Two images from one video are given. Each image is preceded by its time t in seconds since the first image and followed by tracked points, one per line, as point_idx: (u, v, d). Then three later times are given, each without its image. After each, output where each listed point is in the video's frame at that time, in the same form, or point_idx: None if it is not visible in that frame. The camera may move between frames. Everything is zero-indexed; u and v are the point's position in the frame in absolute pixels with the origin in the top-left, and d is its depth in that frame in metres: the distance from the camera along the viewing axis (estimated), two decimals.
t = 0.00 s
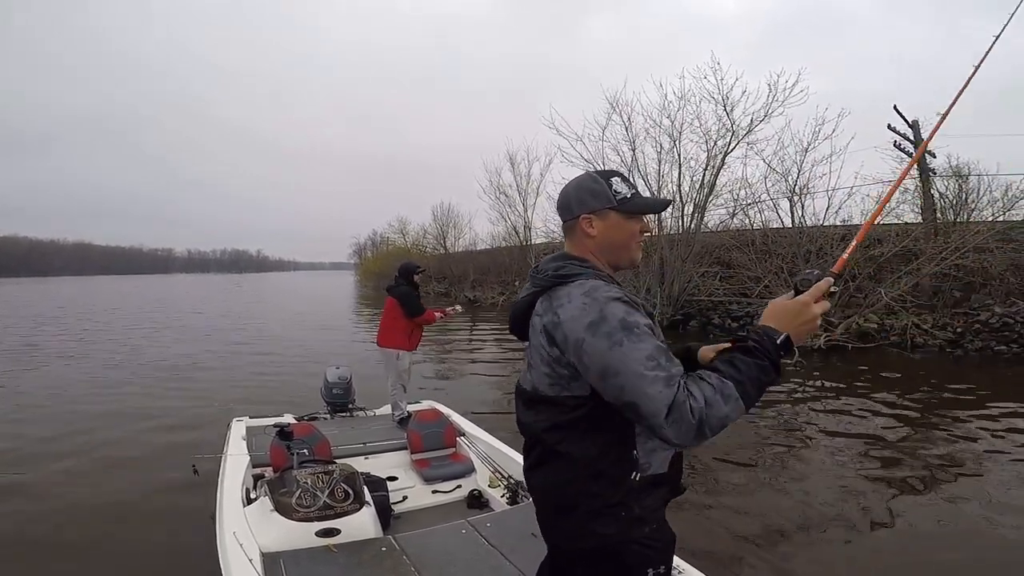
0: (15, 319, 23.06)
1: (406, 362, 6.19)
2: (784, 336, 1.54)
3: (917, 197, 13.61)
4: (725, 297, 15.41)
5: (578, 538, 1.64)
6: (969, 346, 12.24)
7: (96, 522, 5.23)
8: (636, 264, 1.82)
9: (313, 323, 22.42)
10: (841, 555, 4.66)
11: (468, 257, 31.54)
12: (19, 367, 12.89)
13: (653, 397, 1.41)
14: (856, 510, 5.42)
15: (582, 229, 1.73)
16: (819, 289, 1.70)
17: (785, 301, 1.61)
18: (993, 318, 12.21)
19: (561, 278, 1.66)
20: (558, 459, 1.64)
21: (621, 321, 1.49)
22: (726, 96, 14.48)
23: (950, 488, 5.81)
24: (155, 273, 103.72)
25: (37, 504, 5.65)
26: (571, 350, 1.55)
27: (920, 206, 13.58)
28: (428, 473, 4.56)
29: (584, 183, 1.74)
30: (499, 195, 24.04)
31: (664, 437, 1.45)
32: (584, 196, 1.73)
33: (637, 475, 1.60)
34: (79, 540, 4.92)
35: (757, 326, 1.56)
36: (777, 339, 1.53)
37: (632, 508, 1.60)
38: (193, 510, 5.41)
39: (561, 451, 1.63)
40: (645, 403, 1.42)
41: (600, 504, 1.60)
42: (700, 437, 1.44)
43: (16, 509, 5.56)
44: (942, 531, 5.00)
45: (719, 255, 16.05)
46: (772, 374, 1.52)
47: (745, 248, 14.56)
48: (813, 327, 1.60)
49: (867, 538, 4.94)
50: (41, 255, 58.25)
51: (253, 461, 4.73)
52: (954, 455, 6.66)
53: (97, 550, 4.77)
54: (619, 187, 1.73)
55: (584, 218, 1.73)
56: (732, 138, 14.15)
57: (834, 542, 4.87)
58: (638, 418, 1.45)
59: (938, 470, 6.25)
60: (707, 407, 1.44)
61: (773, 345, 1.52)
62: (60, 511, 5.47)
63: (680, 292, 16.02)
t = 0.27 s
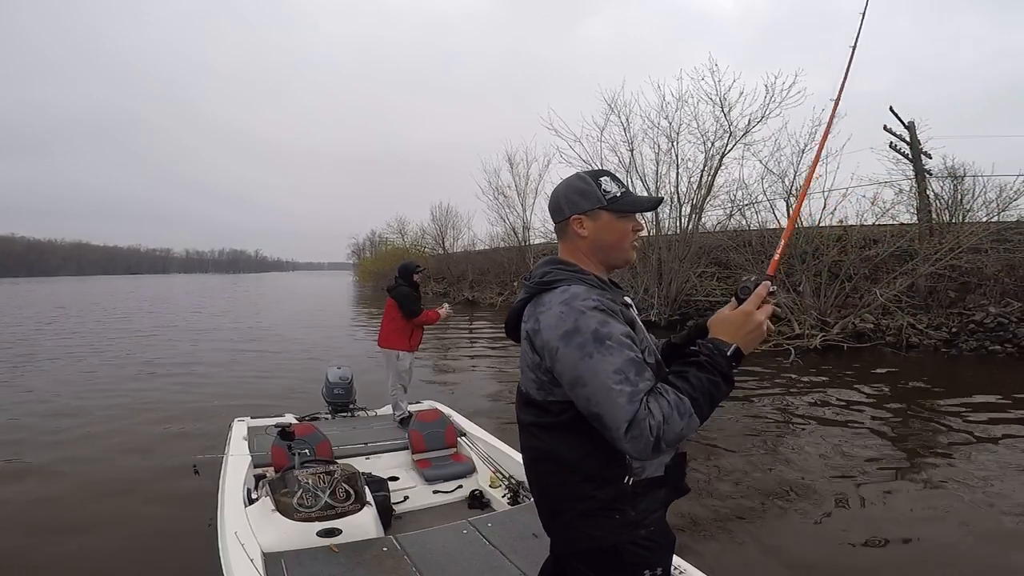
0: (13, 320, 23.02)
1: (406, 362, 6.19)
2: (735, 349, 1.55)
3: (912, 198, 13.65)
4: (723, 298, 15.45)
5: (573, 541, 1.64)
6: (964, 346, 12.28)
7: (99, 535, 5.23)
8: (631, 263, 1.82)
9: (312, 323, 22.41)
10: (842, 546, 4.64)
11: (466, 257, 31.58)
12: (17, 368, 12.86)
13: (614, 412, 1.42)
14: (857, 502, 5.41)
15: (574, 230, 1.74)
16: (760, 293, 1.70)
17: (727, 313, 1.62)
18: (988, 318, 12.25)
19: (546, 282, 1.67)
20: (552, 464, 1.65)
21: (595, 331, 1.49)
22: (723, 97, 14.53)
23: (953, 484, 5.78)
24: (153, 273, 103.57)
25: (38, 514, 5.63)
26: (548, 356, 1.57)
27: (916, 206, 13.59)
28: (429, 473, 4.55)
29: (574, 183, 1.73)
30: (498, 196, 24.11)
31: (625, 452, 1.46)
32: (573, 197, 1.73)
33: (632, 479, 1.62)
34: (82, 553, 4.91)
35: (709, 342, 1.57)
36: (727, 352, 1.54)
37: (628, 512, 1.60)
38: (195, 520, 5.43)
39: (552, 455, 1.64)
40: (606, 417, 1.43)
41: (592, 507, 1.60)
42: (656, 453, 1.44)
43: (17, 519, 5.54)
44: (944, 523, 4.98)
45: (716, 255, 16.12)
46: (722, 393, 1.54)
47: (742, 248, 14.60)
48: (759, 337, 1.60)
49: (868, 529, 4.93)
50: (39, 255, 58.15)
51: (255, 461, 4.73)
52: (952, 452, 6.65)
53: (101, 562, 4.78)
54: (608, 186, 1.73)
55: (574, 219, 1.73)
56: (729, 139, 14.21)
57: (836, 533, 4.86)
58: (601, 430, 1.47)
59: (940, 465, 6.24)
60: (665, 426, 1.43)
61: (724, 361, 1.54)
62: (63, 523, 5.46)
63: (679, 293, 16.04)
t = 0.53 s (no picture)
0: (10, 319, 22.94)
1: (407, 362, 6.20)
2: (726, 372, 1.55)
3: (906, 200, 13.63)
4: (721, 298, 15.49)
5: (573, 543, 1.64)
6: (957, 347, 12.33)
7: (97, 533, 5.21)
8: (630, 259, 1.81)
9: (310, 323, 22.39)
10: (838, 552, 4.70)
11: (465, 258, 31.59)
12: (15, 367, 12.82)
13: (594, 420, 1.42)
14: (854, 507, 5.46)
15: (571, 230, 1.75)
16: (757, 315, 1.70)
17: (721, 333, 1.62)
18: (981, 319, 12.33)
19: (544, 284, 1.66)
20: (549, 467, 1.65)
21: (585, 336, 1.48)
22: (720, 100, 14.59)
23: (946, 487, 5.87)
24: (150, 273, 103.36)
25: (37, 512, 5.61)
26: (540, 358, 1.58)
27: (911, 208, 13.65)
28: (430, 473, 4.55)
29: (568, 183, 1.74)
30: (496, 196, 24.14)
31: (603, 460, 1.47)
32: (568, 197, 1.74)
33: (630, 482, 1.59)
34: (79, 551, 4.89)
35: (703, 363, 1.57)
36: (718, 375, 1.54)
37: (627, 514, 1.59)
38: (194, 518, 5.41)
39: (548, 458, 1.65)
40: (586, 424, 1.44)
41: (591, 509, 1.60)
42: (632, 464, 1.45)
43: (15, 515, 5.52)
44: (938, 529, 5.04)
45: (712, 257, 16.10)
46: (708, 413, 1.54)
47: (739, 250, 14.64)
48: (749, 360, 1.61)
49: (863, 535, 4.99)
50: (36, 255, 58.02)
51: (255, 461, 4.72)
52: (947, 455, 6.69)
53: (100, 559, 4.76)
54: (603, 184, 1.73)
55: (571, 219, 1.74)
56: (727, 141, 14.24)
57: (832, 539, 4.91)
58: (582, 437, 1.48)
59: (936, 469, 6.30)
60: (644, 439, 1.43)
61: (713, 382, 1.54)
62: (61, 520, 5.44)
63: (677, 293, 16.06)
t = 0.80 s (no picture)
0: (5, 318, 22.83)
1: (407, 362, 6.20)
2: (724, 409, 1.55)
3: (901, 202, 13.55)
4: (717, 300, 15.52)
5: (573, 543, 1.64)
6: (950, 350, 12.38)
7: (97, 531, 5.19)
8: (634, 258, 1.82)
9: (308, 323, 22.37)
10: (839, 550, 4.67)
11: (463, 259, 31.58)
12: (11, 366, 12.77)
13: (580, 424, 1.43)
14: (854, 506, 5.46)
15: (577, 230, 1.74)
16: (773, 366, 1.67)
17: (736, 374, 1.60)
18: (975, 323, 12.43)
19: (549, 283, 1.66)
20: (546, 469, 1.66)
21: (582, 340, 1.48)
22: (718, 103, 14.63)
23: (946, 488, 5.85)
24: (148, 273, 103.19)
25: (36, 510, 5.59)
26: (537, 355, 1.59)
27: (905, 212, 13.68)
28: (431, 473, 4.55)
29: (573, 182, 1.74)
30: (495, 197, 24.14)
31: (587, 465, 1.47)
32: (574, 196, 1.73)
33: (629, 485, 1.56)
34: (79, 549, 4.87)
35: (707, 394, 1.56)
36: (717, 409, 1.54)
37: (625, 516, 1.59)
38: (194, 517, 5.40)
39: (543, 461, 1.67)
40: (571, 427, 1.46)
41: (591, 510, 1.60)
42: (612, 473, 1.45)
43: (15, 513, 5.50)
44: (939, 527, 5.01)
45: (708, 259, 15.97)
46: (695, 436, 1.54)
47: (735, 252, 14.67)
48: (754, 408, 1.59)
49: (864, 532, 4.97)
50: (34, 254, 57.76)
51: (255, 461, 4.71)
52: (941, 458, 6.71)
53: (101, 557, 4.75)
54: (609, 183, 1.73)
55: (577, 218, 1.73)
56: (725, 143, 14.27)
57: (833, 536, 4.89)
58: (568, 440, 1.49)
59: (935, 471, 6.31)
60: (628, 450, 1.43)
61: (711, 415, 1.53)
62: (61, 517, 5.43)
63: (674, 295, 16.09)
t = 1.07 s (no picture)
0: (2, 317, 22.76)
1: (405, 362, 6.20)
2: (711, 420, 1.58)
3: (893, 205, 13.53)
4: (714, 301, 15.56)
5: (567, 544, 1.64)
6: (943, 352, 12.36)
7: (95, 529, 5.18)
8: (633, 259, 1.83)
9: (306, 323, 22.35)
10: (833, 556, 4.70)
11: (461, 259, 31.59)
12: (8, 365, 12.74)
13: (568, 426, 1.44)
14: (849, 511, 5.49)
15: (578, 228, 1.74)
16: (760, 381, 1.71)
17: (724, 387, 1.63)
18: (967, 325, 12.47)
19: (546, 283, 1.66)
20: (539, 470, 1.66)
21: (574, 342, 1.48)
22: (715, 106, 14.68)
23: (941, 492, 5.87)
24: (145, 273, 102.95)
25: (36, 507, 5.58)
26: (530, 355, 1.59)
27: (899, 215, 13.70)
28: (430, 473, 4.55)
29: (577, 180, 1.74)
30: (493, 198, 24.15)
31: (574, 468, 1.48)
32: (577, 194, 1.73)
33: (619, 488, 1.57)
34: (77, 546, 4.85)
35: (698, 405, 1.59)
36: (704, 419, 1.57)
37: (617, 518, 1.59)
38: (192, 515, 5.38)
39: (535, 463, 1.67)
40: (560, 429, 1.46)
41: (582, 514, 1.60)
42: (599, 478, 1.45)
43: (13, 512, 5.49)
44: (941, 535, 5.00)
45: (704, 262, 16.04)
46: (683, 446, 1.56)
47: (730, 255, 14.72)
48: (740, 419, 1.64)
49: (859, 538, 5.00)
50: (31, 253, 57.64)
51: (255, 461, 4.70)
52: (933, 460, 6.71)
53: (99, 555, 4.73)
54: (612, 183, 1.74)
55: (578, 216, 1.73)
56: (721, 146, 14.32)
57: (829, 542, 4.91)
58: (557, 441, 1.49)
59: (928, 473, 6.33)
60: (615, 455, 1.43)
61: (699, 425, 1.56)
62: (59, 514, 5.42)
63: (670, 297, 16.14)
